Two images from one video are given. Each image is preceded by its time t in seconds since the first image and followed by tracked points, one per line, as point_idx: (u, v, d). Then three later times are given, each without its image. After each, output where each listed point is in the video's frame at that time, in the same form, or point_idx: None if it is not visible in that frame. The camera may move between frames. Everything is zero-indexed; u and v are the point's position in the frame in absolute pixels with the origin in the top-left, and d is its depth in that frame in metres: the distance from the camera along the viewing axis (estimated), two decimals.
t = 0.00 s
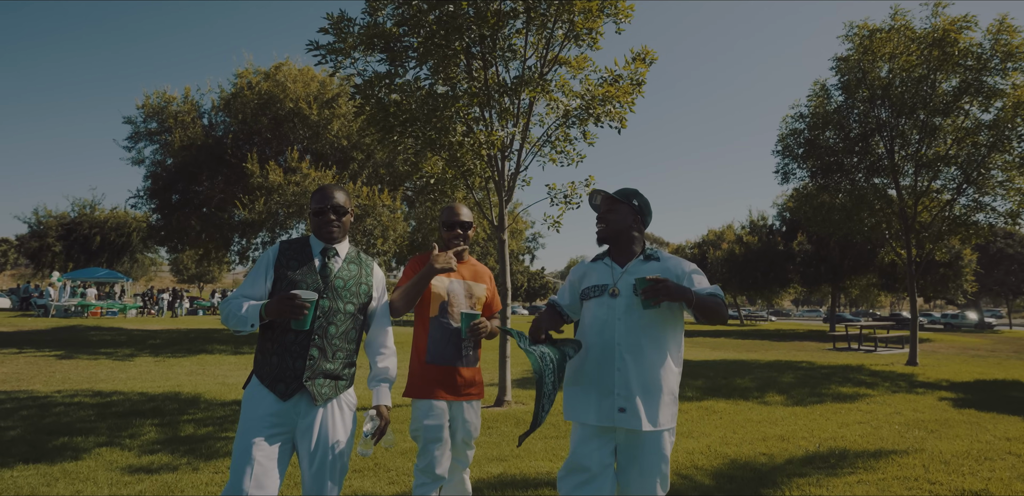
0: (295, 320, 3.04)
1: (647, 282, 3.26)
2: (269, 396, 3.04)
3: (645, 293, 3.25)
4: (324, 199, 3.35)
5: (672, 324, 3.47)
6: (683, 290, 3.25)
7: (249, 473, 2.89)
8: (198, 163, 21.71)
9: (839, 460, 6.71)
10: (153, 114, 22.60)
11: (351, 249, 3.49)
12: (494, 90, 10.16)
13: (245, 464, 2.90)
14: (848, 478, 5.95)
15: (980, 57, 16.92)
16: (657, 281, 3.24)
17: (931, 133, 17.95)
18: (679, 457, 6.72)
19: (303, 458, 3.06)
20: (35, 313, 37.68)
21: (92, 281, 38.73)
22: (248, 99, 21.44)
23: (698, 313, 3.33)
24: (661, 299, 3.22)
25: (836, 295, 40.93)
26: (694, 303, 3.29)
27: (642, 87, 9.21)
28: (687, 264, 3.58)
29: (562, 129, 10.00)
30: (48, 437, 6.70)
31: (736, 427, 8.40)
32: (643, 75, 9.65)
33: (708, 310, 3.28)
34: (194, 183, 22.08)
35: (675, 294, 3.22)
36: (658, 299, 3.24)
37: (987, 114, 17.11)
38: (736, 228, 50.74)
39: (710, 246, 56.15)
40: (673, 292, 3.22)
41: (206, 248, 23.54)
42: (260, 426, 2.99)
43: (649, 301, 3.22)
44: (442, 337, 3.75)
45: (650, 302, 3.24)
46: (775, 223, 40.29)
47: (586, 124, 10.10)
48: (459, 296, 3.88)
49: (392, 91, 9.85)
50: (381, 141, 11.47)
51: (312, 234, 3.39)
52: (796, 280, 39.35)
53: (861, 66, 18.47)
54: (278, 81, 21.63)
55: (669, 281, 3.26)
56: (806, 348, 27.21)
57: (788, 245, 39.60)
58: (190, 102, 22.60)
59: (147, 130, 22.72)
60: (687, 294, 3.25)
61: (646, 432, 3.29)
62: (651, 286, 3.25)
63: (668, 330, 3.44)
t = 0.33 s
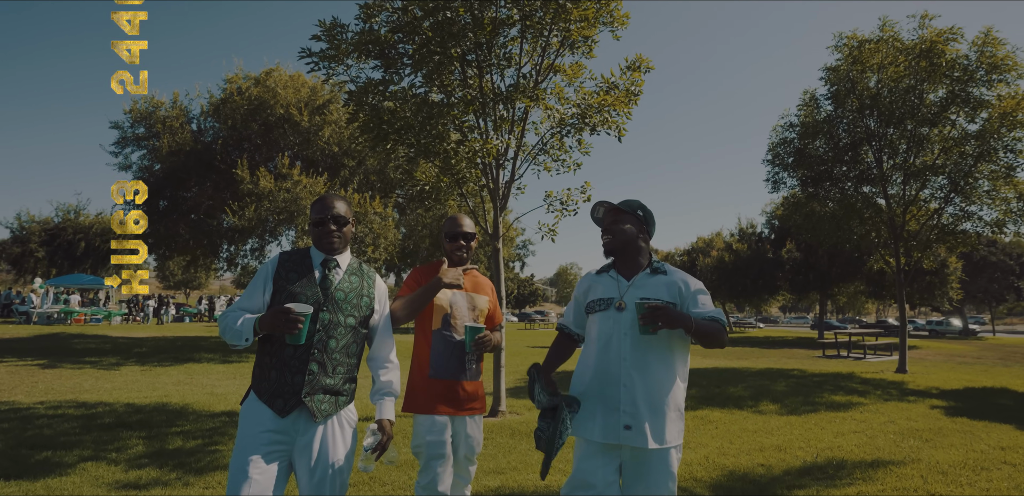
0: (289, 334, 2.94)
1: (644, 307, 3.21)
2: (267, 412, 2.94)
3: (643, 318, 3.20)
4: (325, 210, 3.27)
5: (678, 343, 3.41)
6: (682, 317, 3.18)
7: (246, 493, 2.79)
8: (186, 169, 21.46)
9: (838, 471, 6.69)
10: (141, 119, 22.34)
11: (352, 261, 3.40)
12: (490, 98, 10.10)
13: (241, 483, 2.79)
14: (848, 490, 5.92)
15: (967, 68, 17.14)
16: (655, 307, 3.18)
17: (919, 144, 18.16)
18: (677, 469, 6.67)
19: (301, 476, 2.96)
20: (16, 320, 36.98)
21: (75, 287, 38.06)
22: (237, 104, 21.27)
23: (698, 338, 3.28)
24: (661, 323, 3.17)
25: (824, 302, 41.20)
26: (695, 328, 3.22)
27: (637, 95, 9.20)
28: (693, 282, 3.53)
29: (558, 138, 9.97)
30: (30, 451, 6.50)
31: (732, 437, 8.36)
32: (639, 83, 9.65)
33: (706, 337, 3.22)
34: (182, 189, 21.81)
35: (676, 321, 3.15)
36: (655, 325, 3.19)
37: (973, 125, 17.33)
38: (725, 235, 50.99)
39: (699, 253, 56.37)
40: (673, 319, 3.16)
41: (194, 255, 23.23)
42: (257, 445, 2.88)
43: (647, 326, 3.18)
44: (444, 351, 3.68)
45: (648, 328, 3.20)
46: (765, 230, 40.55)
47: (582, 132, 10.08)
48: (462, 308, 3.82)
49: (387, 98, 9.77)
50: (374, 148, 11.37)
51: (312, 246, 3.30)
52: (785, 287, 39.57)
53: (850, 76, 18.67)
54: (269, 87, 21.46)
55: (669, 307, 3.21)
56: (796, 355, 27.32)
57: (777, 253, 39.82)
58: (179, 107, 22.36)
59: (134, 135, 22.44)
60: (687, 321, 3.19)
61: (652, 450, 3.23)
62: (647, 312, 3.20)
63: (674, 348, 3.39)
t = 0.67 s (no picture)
0: (287, 345, 2.86)
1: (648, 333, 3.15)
2: (269, 429, 2.84)
3: (649, 344, 3.13)
4: (329, 220, 3.19)
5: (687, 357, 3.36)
6: (687, 341, 3.14)
7: None
8: (177, 175, 21.26)
9: (838, 481, 6.66)
10: (131, 124, 22.12)
11: (356, 272, 3.32)
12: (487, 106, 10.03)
13: None
14: None
15: (956, 78, 17.34)
16: (660, 332, 3.12)
17: (910, 152, 18.34)
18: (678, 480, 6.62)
19: None
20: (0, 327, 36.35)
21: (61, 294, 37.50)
22: (229, 110, 21.15)
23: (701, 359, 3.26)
24: (664, 351, 3.11)
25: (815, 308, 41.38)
26: (699, 350, 3.19)
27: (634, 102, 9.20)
28: (700, 296, 3.50)
29: (556, 146, 9.94)
30: (15, 466, 6.33)
31: (731, 447, 8.31)
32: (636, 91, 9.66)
33: (710, 360, 3.20)
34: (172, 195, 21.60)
35: (681, 347, 3.11)
36: (661, 352, 3.12)
37: (963, 134, 17.52)
38: (716, 243, 51.17)
39: (690, 260, 56.58)
40: (678, 346, 3.11)
41: (183, 262, 22.99)
42: (257, 462, 2.79)
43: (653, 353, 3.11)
44: (450, 364, 3.62)
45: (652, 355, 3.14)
46: (755, 238, 40.75)
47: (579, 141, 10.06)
48: (468, 321, 3.78)
49: (382, 106, 9.69)
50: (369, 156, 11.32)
51: (316, 256, 3.22)
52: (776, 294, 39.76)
53: (842, 85, 18.85)
54: (261, 93, 21.33)
55: (675, 332, 3.15)
56: (788, 362, 27.38)
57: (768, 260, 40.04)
58: (169, 112, 22.17)
59: (124, 140, 22.21)
60: (691, 347, 3.14)
61: (661, 466, 3.17)
62: (653, 338, 3.13)
63: (685, 364, 3.34)
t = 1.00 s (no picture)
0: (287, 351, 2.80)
1: (661, 356, 3.08)
2: (274, 445, 2.78)
3: (663, 369, 3.06)
4: (335, 230, 3.13)
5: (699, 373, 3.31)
6: (699, 362, 3.09)
7: None
8: (169, 182, 21.07)
9: (840, 491, 6.64)
10: (122, 130, 21.93)
11: (364, 284, 3.25)
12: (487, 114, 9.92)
13: None
14: None
15: (947, 88, 17.52)
16: (673, 356, 3.05)
17: (902, 161, 18.50)
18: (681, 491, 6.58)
19: None
20: None
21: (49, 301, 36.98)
22: (222, 116, 21.04)
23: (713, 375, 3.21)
24: (676, 376, 3.04)
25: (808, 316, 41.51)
26: (710, 369, 3.14)
27: (633, 110, 9.22)
28: (710, 308, 3.45)
29: (555, 154, 9.91)
30: (4, 480, 6.19)
31: (731, 457, 8.28)
32: (634, 99, 9.66)
33: (721, 377, 3.16)
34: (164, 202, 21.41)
35: (695, 368, 3.05)
36: (674, 375, 3.06)
37: (954, 143, 17.70)
38: (708, 250, 51.34)
39: (683, 268, 56.68)
40: (692, 367, 3.04)
41: (174, 269, 22.74)
42: (263, 478, 2.72)
43: (665, 377, 3.05)
44: (458, 376, 3.57)
45: (666, 379, 3.08)
46: (748, 245, 40.88)
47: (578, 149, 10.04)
48: (476, 333, 3.73)
49: (380, 113, 9.65)
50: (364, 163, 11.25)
51: (322, 268, 3.17)
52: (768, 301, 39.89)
53: (835, 94, 19.03)
54: (255, 99, 21.23)
55: (687, 356, 3.08)
56: (782, 369, 27.42)
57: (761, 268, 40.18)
58: (161, 118, 22.00)
59: (115, 146, 22.00)
60: (703, 367, 3.08)
61: (673, 484, 3.13)
62: (666, 361, 3.06)
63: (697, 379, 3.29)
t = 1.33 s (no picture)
0: (289, 356, 2.74)
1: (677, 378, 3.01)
2: (280, 462, 2.70)
3: (680, 392, 2.99)
4: (343, 241, 3.06)
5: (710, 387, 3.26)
6: (715, 382, 3.02)
7: None
8: (162, 189, 20.87)
9: None
10: (115, 137, 21.76)
11: (372, 295, 3.19)
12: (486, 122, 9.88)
13: None
14: None
15: (940, 97, 17.67)
16: (689, 377, 2.99)
17: (895, 169, 18.66)
18: None
19: None
20: None
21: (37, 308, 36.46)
22: (216, 123, 20.95)
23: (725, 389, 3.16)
24: (694, 398, 2.97)
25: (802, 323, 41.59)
26: (724, 385, 3.09)
27: (633, 118, 9.22)
28: (720, 319, 3.40)
29: (553, 162, 9.88)
30: None
31: (733, 467, 8.22)
32: (633, 107, 9.65)
33: (734, 390, 3.11)
34: (157, 209, 21.21)
35: (711, 388, 2.98)
36: (690, 398, 2.98)
37: (946, 152, 17.84)
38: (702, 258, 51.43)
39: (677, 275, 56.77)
40: (707, 386, 2.98)
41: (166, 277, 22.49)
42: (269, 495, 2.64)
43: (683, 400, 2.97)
44: (467, 389, 3.52)
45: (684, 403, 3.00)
46: (742, 253, 40.96)
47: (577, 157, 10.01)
48: (485, 345, 3.68)
49: (378, 120, 9.61)
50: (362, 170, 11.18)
51: (330, 278, 3.11)
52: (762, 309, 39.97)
53: (828, 103, 19.19)
54: (250, 105, 21.14)
55: (702, 375, 3.01)
56: (777, 377, 27.42)
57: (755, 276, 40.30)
58: (155, 125, 21.86)
59: (107, 152, 21.81)
60: (718, 385, 3.02)
61: None
62: (683, 383, 2.99)
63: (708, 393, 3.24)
